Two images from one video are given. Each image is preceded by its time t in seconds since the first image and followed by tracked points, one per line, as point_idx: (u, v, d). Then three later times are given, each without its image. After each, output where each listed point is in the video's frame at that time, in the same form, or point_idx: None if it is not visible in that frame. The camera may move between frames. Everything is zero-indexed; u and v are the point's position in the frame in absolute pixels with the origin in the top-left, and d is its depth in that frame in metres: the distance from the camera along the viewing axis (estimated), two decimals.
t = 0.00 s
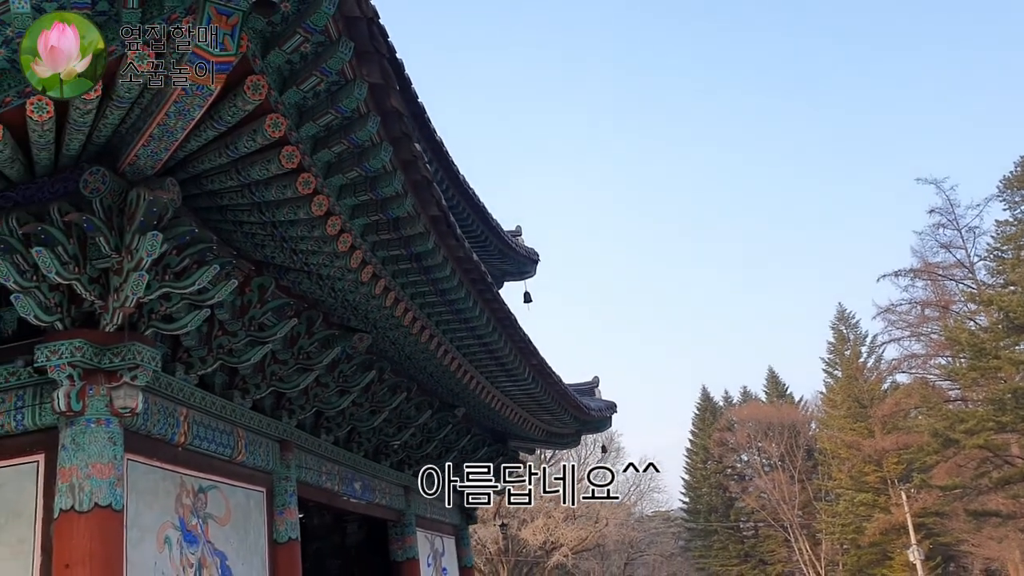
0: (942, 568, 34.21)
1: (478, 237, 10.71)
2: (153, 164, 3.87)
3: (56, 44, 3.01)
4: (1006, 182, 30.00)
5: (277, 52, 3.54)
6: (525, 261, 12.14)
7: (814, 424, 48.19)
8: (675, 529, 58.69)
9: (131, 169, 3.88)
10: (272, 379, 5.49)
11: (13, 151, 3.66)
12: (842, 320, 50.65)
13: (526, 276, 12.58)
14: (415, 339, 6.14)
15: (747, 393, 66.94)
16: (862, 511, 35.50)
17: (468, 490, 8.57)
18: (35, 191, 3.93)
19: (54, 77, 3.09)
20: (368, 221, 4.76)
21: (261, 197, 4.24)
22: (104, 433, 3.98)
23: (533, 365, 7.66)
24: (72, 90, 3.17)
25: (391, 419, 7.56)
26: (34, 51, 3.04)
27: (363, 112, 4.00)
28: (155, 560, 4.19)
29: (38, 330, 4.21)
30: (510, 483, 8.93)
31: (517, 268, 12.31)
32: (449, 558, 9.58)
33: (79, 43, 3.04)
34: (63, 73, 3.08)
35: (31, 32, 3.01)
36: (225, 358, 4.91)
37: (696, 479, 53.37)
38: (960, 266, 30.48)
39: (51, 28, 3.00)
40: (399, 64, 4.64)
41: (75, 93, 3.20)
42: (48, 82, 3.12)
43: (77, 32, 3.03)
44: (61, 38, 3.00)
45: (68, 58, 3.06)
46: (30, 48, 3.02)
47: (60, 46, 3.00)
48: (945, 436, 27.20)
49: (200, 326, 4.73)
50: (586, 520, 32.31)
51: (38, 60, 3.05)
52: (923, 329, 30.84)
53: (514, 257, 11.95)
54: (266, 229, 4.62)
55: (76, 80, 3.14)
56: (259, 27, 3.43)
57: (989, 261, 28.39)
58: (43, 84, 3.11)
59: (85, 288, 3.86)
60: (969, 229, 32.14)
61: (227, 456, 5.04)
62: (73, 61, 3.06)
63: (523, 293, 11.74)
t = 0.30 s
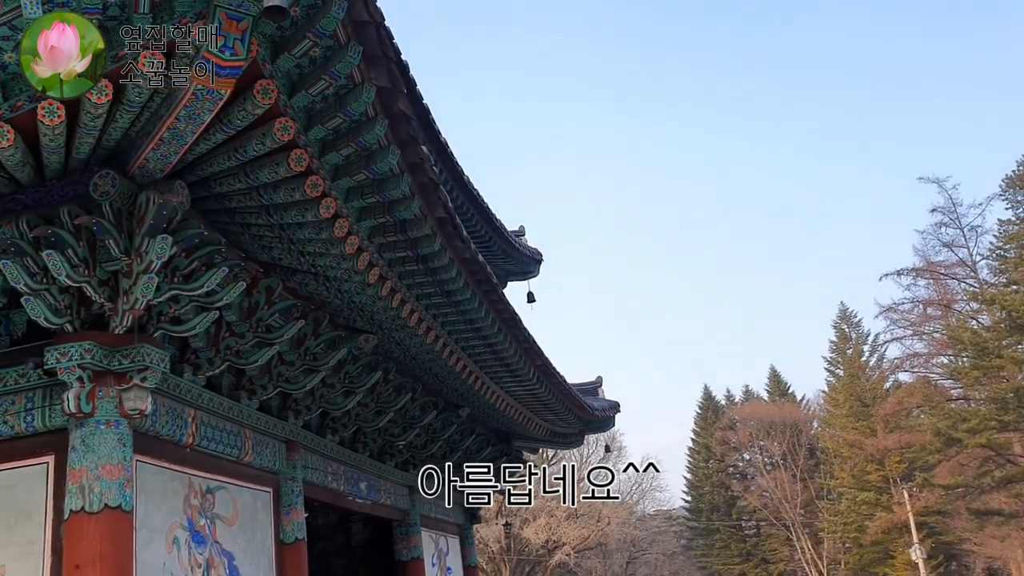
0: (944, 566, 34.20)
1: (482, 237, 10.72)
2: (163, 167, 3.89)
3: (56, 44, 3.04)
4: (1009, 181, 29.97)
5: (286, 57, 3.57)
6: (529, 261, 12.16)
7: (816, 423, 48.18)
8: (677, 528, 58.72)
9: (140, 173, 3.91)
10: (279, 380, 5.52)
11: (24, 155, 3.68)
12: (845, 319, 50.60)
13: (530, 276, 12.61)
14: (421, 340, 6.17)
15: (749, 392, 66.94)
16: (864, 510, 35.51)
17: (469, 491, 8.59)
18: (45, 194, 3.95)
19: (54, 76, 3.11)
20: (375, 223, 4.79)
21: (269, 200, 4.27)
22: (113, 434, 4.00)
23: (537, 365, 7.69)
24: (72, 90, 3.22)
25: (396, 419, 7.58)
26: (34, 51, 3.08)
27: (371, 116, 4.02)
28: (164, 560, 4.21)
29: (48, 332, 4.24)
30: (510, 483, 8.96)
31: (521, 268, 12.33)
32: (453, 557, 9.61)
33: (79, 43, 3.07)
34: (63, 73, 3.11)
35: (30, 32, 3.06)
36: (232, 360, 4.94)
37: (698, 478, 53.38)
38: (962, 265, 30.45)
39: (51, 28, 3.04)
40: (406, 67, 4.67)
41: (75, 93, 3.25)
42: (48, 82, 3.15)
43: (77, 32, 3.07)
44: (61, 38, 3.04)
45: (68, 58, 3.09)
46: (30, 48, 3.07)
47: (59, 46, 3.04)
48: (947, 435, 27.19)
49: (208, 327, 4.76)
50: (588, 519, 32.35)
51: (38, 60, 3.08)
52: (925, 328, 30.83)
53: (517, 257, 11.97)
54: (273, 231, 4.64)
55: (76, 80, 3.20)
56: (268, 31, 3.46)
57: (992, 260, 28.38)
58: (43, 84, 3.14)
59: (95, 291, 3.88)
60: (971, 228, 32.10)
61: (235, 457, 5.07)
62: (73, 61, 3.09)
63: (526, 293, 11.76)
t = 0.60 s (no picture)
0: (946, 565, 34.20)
1: (486, 237, 10.75)
2: (173, 169, 3.92)
3: (56, 44, 3.13)
4: (1010, 180, 29.95)
5: (295, 60, 3.61)
6: (532, 261, 12.20)
7: (818, 422, 48.19)
8: (678, 526, 58.77)
9: (150, 174, 3.94)
10: (286, 380, 5.56)
11: (36, 157, 3.71)
12: (846, 317, 50.58)
13: (534, 275, 12.64)
14: (426, 339, 6.20)
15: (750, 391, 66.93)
16: (866, 508, 35.56)
17: (469, 491, 8.58)
18: (55, 196, 3.97)
19: (54, 77, 3.20)
20: (382, 224, 4.83)
21: (278, 202, 4.31)
22: (123, 434, 4.03)
23: (541, 364, 7.72)
24: (72, 91, 3.30)
25: (401, 418, 7.62)
26: (34, 51, 3.17)
27: (379, 118, 4.06)
28: (173, 559, 4.25)
29: (59, 332, 4.27)
30: (509, 483, 8.99)
31: (525, 268, 12.37)
32: (457, 555, 9.65)
33: (79, 43, 3.15)
34: (62, 73, 3.19)
35: (31, 32, 3.16)
36: (240, 360, 4.98)
37: (700, 476, 53.43)
38: (964, 264, 30.41)
39: (51, 29, 3.12)
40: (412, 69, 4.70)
41: (75, 94, 3.32)
42: (48, 82, 3.23)
43: (77, 33, 3.15)
44: (61, 38, 3.12)
45: (68, 58, 3.16)
46: (31, 48, 3.16)
47: (59, 46, 3.12)
48: (949, 433, 27.18)
49: (216, 327, 4.79)
50: (590, 517, 32.39)
51: (38, 60, 3.17)
52: (927, 326, 30.81)
53: (521, 257, 12.00)
54: (282, 232, 4.67)
55: (76, 80, 3.27)
56: (278, 35, 3.50)
57: (994, 258, 28.37)
58: (44, 83, 3.23)
59: (106, 291, 3.91)
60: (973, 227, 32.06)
61: (243, 456, 5.10)
62: (73, 62, 3.17)
63: (531, 292, 11.80)
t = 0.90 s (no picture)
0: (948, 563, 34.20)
1: (490, 235, 10.77)
2: (181, 168, 3.95)
3: (56, 44, 3.16)
4: (1014, 178, 29.91)
5: (304, 60, 3.63)
6: (535, 259, 12.22)
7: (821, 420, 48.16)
8: (681, 524, 58.81)
9: (158, 174, 3.97)
10: (292, 378, 5.59)
11: (45, 157, 3.73)
12: (849, 316, 50.52)
13: (538, 273, 12.67)
14: (432, 338, 6.23)
15: (753, 389, 66.93)
16: (869, 506, 35.57)
17: (468, 491, 8.48)
18: (64, 195, 3.99)
19: (54, 76, 3.24)
20: (388, 223, 4.85)
21: (285, 201, 4.33)
22: (132, 432, 4.06)
23: (546, 363, 7.75)
24: (72, 90, 3.31)
25: (406, 416, 7.65)
26: (34, 51, 3.20)
27: (386, 118, 4.09)
28: (181, 556, 4.27)
29: (68, 330, 4.30)
30: (509, 483, 8.98)
31: (528, 266, 12.39)
32: (461, 553, 9.68)
33: (79, 43, 3.20)
34: (62, 73, 3.23)
35: (31, 32, 3.19)
36: (247, 358, 5.01)
37: (703, 474, 53.45)
38: (967, 262, 30.30)
39: (51, 29, 3.15)
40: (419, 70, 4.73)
41: (76, 93, 3.34)
42: (48, 82, 3.26)
43: (77, 32, 3.19)
44: (61, 38, 3.16)
45: (68, 58, 3.20)
46: (31, 48, 3.20)
47: (59, 46, 3.16)
48: (952, 432, 27.17)
49: (223, 326, 4.81)
50: (593, 515, 32.45)
51: (38, 60, 3.20)
52: (930, 324, 30.79)
53: (525, 255, 12.03)
54: (288, 231, 4.70)
55: (76, 80, 3.28)
56: (286, 36, 3.52)
57: (997, 257, 28.34)
58: (44, 83, 3.26)
59: (114, 290, 3.94)
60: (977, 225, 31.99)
61: (249, 453, 5.13)
62: (73, 61, 3.21)
63: (534, 290, 11.81)
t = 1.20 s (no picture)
0: (951, 562, 34.18)
1: (493, 234, 10.78)
2: (188, 168, 3.97)
3: (56, 44, 3.20)
4: (1016, 176, 29.87)
5: (310, 60, 3.66)
6: (539, 257, 12.24)
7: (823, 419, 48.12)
8: (683, 523, 58.83)
9: (165, 173, 3.99)
10: (297, 376, 5.62)
11: (53, 157, 3.76)
12: (852, 314, 50.45)
13: (541, 272, 12.69)
14: (436, 336, 6.25)
15: (755, 388, 66.90)
16: (871, 505, 35.55)
17: (468, 491, 8.47)
18: (71, 194, 4.02)
19: (53, 77, 3.29)
20: (394, 222, 4.87)
21: (291, 200, 4.35)
22: (139, 429, 4.07)
23: (550, 361, 7.77)
24: (72, 90, 3.38)
25: (411, 414, 7.68)
26: (34, 51, 3.25)
27: (392, 117, 4.11)
28: (187, 553, 4.29)
29: (75, 329, 4.32)
30: (509, 483, 8.98)
31: (531, 265, 12.40)
32: (465, 551, 9.69)
33: (79, 43, 3.23)
34: (63, 73, 3.28)
35: (31, 32, 3.24)
36: (253, 356, 5.03)
37: (705, 473, 53.45)
38: (970, 261, 30.25)
39: (51, 29, 3.19)
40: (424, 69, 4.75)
41: (75, 93, 3.41)
42: (48, 81, 3.32)
43: (77, 32, 3.23)
44: (61, 38, 3.20)
45: (68, 58, 3.24)
46: (31, 48, 3.25)
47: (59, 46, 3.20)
48: (955, 431, 27.15)
49: (229, 325, 4.83)
50: (596, 514, 32.47)
51: (38, 60, 3.25)
52: (933, 323, 30.75)
53: (528, 254, 12.05)
54: (294, 230, 4.72)
55: (76, 80, 3.35)
56: (293, 36, 3.55)
57: (1000, 255, 28.31)
58: (44, 83, 3.32)
59: (122, 289, 3.95)
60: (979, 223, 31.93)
61: (255, 451, 5.15)
62: (73, 61, 3.25)
63: (538, 289, 11.83)
